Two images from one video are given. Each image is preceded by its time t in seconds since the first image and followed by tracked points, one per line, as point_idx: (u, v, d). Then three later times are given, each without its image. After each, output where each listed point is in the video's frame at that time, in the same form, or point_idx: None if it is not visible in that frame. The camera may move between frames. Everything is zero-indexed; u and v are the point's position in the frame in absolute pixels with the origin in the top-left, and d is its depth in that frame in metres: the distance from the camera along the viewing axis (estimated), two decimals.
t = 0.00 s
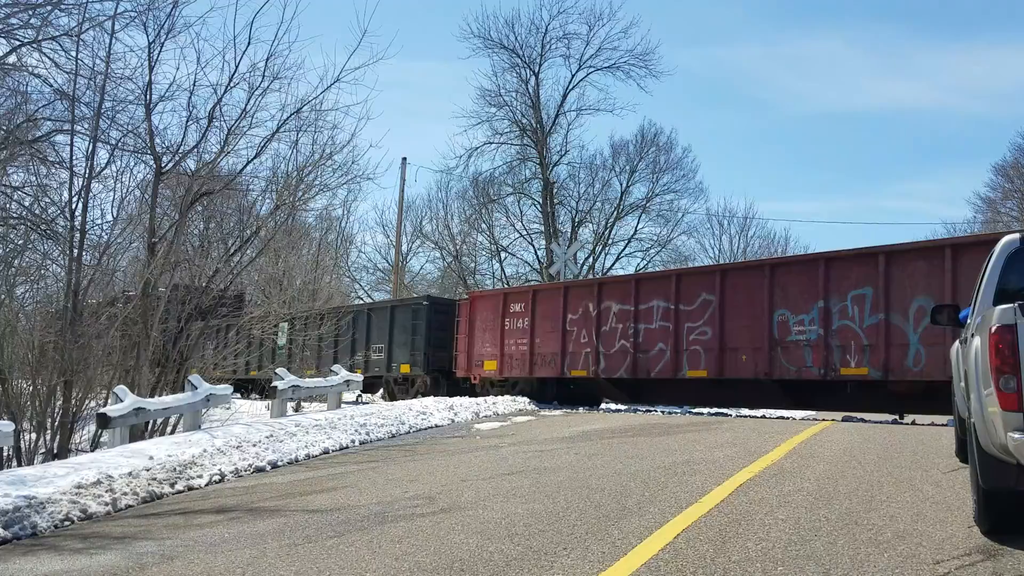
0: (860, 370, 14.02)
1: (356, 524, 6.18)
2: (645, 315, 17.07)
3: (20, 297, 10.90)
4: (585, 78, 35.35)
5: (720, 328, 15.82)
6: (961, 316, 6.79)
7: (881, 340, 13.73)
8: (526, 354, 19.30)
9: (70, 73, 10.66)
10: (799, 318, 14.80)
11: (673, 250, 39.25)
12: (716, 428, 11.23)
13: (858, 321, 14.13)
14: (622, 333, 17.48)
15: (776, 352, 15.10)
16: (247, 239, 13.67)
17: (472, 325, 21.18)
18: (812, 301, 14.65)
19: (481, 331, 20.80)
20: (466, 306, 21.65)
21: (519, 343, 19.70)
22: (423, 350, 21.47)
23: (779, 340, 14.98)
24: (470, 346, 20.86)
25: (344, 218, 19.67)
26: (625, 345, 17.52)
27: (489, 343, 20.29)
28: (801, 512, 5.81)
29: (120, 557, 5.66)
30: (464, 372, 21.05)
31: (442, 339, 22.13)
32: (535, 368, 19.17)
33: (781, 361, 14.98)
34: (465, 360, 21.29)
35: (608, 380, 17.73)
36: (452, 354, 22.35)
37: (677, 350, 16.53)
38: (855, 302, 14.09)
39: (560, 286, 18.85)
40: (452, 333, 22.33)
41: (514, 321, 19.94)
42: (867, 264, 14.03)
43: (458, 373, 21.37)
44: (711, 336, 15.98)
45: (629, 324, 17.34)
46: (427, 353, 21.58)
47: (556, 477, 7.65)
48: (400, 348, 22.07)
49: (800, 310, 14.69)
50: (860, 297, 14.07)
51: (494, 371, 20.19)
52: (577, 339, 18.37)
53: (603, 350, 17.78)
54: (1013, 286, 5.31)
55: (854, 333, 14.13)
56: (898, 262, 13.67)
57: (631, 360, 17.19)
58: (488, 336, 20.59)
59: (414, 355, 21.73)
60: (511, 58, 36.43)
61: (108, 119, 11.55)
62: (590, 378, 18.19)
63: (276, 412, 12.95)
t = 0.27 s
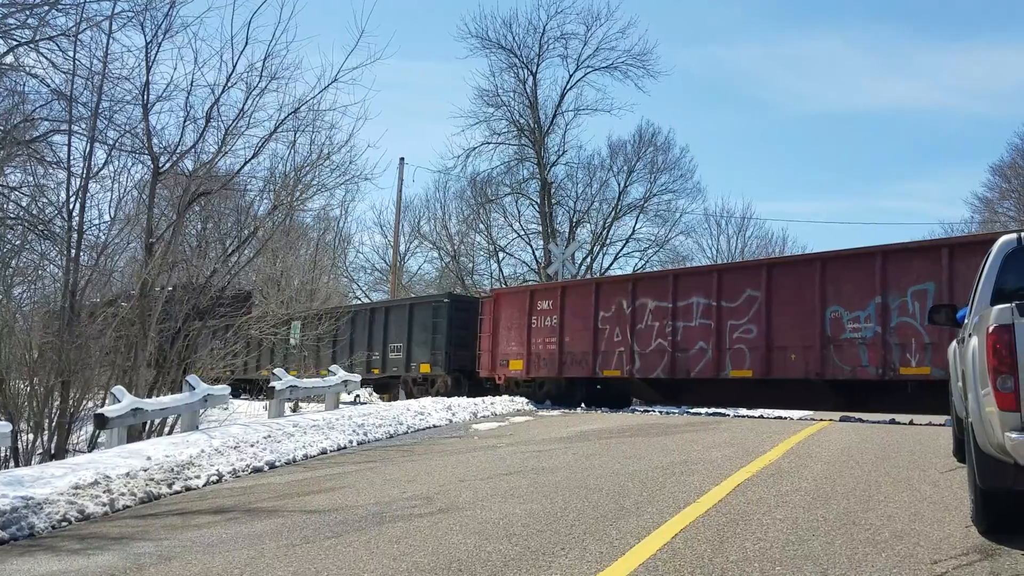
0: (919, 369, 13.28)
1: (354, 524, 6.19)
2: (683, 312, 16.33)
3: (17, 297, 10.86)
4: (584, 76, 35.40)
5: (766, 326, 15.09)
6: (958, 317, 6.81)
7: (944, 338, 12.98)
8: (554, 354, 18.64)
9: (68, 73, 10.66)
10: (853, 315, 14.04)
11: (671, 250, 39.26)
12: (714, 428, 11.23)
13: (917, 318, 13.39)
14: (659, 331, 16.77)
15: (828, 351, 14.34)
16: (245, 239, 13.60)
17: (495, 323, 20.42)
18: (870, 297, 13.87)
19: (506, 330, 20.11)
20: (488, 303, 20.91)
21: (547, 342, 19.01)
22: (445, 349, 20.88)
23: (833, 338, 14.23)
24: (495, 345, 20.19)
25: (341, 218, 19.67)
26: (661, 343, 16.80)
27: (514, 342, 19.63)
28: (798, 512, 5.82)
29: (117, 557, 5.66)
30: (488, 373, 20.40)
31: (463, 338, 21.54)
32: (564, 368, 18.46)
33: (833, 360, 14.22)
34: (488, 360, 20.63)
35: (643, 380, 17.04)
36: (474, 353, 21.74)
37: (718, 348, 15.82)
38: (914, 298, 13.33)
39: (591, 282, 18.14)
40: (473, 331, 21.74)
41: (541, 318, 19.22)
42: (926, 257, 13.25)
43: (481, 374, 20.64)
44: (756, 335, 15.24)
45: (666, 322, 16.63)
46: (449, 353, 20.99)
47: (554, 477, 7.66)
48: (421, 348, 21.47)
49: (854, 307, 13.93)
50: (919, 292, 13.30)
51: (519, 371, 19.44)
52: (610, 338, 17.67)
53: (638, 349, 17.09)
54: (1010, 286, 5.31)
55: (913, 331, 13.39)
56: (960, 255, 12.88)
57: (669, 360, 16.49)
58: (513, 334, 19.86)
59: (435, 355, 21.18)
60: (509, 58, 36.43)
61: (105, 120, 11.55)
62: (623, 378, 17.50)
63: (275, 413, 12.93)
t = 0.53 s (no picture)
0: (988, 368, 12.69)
1: (353, 524, 6.19)
2: (727, 309, 15.79)
3: (15, 297, 10.86)
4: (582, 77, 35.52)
5: (817, 324, 14.56)
6: (956, 316, 6.82)
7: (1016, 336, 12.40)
8: (587, 352, 18.13)
9: (66, 73, 10.65)
10: (914, 311, 13.47)
11: (670, 249, 39.26)
12: (712, 428, 11.24)
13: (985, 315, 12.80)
14: (699, 329, 16.23)
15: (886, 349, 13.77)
16: (243, 239, 13.61)
17: (522, 320, 19.88)
18: (934, 292, 13.27)
19: (533, 328, 19.55)
20: (515, 299, 20.33)
21: (578, 341, 18.50)
22: (468, 347, 20.24)
23: (892, 336, 13.65)
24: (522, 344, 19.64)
25: (340, 218, 19.66)
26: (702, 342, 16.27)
27: (543, 340, 19.10)
28: (796, 512, 5.83)
29: (116, 557, 5.65)
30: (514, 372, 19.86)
31: (487, 335, 20.94)
32: (597, 368, 17.95)
33: (893, 359, 13.65)
34: (514, 359, 20.06)
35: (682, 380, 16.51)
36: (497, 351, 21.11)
37: (765, 346, 15.28)
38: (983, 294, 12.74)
39: (626, 278, 17.62)
40: (496, 328, 21.10)
41: (571, 316, 18.73)
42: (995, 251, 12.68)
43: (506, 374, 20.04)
44: (807, 332, 14.70)
45: (708, 319, 16.08)
46: (473, 351, 20.34)
47: (553, 477, 7.67)
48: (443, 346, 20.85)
49: (916, 303, 13.36)
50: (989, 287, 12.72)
51: (548, 371, 18.93)
52: (647, 336, 17.13)
53: (677, 348, 16.55)
54: (1009, 286, 5.32)
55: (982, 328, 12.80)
56: None
57: (712, 359, 15.95)
58: (541, 332, 19.33)
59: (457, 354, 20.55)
60: (508, 57, 36.42)
61: (103, 119, 11.54)
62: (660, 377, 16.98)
63: (273, 412, 12.92)
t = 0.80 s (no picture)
0: None
1: (351, 523, 6.18)
2: (776, 305, 15.04)
3: (13, 297, 10.86)
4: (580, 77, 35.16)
5: (875, 320, 13.73)
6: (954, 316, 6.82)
7: None
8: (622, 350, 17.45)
9: (64, 72, 10.64)
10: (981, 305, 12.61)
11: (668, 249, 39.27)
12: (711, 427, 11.23)
13: None
14: (745, 326, 15.49)
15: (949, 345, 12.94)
16: (242, 239, 13.53)
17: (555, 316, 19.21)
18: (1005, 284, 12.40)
19: (563, 325, 18.91)
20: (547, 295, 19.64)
21: (611, 338, 17.82)
22: (492, 346, 19.55)
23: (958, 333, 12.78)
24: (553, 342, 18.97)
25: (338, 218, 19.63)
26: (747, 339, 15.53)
27: (574, 338, 18.47)
28: (794, 511, 5.83)
29: (114, 557, 5.64)
30: (544, 372, 19.16)
31: (512, 335, 20.24)
32: (634, 366, 17.26)
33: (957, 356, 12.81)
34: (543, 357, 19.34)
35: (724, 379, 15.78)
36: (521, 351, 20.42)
37: (816, 344, 14.53)
38: None
39: (664, 272, 16.89)
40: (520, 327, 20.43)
41: (605, 313, 18.09)
42: None
43: (535, 373, 19.27)
44: (862, 328, 13.91)
45: (754, 316, 15.33)
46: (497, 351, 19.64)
47: (551, 476, 7.67)
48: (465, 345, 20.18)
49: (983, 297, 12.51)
50: None
51: (581, 369, 18.31)
52: (687, 333, 16.39)
53: (720, 346, 15.81)
54: (1007, 284, 5.32)
55: None
56: None
57: (758, 357, 15.22)
58: (575, 329, 18.67)
59: (480, 353, 19.85)
60: (506, 57, 36.39)
61: (101, 119, 11.53)
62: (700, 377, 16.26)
63: (271, 412, 12.91)
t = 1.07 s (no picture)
0: None
1: (350, 524, 6.18)
2: (830, 301, 14.17)
3: (12, 297, 10.88)
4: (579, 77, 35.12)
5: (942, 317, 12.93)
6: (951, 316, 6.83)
7: None
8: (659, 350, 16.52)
9: (62, 72, 10.63)
10: None
11: (666, 249, 39.27)
12: (710, 427, 11.23)
13: None
14: (796, 324, 14.62)
15: None
16: (240, 239, 13.50)
17: (581, 314, 18.21)
18: None
19: (593, 322, 17.94)
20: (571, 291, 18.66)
21: (647, 337, 16.88)
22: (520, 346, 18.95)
23: None
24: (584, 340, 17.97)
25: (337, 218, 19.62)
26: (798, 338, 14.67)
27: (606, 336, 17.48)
28: (793, 511, 5.84)
29: (112, 557, 5.64)
30: (573, 371, 18.16)
31: (538, 335, 19.68)
32: (674, 366, 16.30)
33: None
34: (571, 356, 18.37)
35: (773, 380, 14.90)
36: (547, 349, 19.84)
37: (875, 343, 13.69)
38: None
39: (705, 267, 15.95)
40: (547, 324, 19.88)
41: (639, 310, 17.09)
42: None
43: (564, 372, 18.24)
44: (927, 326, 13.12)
45: (806, 313, 14.44)
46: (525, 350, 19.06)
47: (549, 476, 7.67)
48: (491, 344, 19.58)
49: None
50: None
51: (614, 370, 17.38)
52: (732, 331, 15.48)
53: (769, 345, 14.92)
54: (1005, 284, 5.32)
55: None
56: None
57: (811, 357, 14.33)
58: (605, 328, 17.70)
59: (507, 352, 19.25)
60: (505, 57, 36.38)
61: (100, 119, 11.52)
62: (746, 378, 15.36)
63: (270, 412, 12.90)
